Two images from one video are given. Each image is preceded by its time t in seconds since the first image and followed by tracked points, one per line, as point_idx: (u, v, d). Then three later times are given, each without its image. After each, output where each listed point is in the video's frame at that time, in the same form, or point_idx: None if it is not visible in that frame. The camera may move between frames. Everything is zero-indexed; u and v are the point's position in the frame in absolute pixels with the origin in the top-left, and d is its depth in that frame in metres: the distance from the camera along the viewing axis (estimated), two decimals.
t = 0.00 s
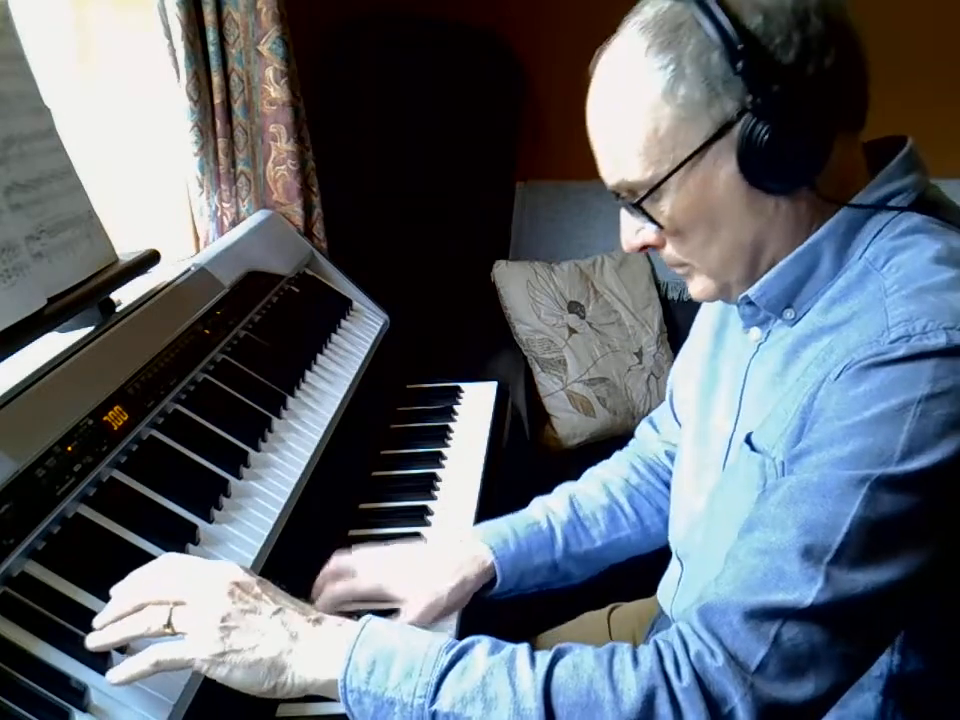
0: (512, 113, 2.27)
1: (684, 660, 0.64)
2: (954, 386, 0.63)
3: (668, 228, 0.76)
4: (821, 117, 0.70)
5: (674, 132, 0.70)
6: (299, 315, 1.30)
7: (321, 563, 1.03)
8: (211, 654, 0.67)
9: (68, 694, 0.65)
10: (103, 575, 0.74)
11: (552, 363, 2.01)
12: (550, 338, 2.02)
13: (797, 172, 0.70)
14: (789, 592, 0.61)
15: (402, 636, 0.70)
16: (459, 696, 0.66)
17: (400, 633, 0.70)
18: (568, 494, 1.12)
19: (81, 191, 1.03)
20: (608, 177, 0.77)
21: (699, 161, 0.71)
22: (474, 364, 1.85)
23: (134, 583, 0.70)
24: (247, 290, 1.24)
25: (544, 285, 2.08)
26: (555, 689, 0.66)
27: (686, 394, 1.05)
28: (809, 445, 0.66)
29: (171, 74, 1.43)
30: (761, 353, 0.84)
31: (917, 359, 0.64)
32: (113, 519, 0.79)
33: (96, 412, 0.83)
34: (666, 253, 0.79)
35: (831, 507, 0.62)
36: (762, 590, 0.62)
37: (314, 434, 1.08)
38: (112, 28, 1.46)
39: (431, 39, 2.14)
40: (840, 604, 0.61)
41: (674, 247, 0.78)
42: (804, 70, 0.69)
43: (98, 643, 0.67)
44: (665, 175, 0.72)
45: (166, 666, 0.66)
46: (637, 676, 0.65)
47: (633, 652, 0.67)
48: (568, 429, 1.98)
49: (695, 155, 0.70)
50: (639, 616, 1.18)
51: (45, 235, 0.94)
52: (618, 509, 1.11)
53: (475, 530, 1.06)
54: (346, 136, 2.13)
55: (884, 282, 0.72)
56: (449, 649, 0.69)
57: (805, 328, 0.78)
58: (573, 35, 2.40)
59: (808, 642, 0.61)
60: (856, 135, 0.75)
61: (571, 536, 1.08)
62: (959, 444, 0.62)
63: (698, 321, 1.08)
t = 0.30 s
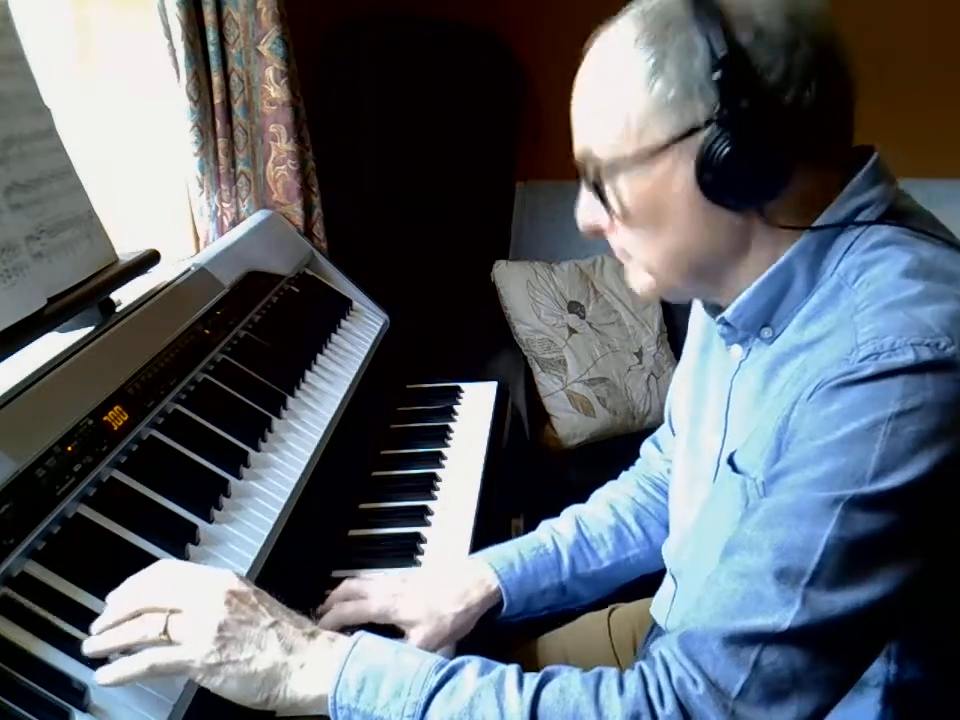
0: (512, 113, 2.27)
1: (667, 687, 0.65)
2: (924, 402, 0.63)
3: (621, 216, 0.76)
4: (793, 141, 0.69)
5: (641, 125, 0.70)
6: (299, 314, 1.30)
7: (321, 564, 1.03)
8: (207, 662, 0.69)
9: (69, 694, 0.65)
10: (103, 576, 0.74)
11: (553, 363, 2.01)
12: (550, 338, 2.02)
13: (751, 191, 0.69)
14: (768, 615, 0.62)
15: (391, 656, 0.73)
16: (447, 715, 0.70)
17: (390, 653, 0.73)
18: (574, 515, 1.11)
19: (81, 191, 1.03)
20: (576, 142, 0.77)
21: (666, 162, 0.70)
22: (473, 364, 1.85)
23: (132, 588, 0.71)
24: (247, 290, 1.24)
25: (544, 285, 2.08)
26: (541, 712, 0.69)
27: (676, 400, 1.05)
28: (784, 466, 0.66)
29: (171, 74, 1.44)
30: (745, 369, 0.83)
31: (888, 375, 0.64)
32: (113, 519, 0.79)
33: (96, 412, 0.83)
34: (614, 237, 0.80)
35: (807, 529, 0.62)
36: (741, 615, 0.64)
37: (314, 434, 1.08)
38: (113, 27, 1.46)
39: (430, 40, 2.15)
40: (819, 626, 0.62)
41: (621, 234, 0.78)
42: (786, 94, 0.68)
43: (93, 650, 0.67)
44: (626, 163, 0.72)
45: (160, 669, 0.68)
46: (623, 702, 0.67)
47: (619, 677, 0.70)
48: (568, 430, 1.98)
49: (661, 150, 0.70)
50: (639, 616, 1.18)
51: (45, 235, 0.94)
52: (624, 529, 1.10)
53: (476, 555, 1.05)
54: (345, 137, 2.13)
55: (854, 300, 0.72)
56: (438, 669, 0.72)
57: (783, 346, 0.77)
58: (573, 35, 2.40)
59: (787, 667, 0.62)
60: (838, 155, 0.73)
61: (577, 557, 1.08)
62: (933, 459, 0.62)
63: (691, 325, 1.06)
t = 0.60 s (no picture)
0: (512, 112, 2.27)
1: (658, 656, 0.65)
2: (925, 388, 0.62)
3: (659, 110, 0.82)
4: (838, 123, 0.73)
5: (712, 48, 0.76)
6: (299, 314, 1.30)
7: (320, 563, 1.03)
8: (192, 640, 0.69)
9: (68, 694, 0.65)
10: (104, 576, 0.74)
11: (552, 363, 2.01)
12: (550, 338, 2.02)
13: (777, 151, 0.73)
14: (764, 588, 0.62)
15: (377, 624, 0.71)
16: (437, 686, 0.68)
17: (377, 623, 0.72)
18: (577, 520, 1.10)
19: (81, 191, 1.03)
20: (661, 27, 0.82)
21: (722, 85, 0.76)
22: (474, 365, 1.85)
23: (114, 582, 0.70)
24: (247, 290, 1.23)
25: (544, 285, 2.08)
26: (531, 680, 0.67)
27: (683, 392, 1.04)
28: (785, 447, 0.66)
29: (171, 74, 1.43)
30: (745, 352, 0.84)
31: (890, 360, 0.63)
32: (113, 519, 0.79)
33: (96, 412, 0.83)
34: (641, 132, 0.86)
35: (806, 508, 0.62)
36: (737, 587, 0.63)
37: (314, 434, 1.08)
38: (112, 27, 1.46)
39: (430, 40, 2.14)
40: (817, 601, 0.61)
41: (649, 129, 0.84)
42: (864, 86, 0.72)
43: (92, 647, 0.67)
44: (689, 67, 0.77)
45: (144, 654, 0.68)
46: (612, 673, 0.66)
47: (609, 647, 0.69)
48: (568, 430, 1.98)
49: (718, 73, 0.76)
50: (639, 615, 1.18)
51: (45, 235, 0.94)
52: (626, 531, 1.09)
53: (476, 565, 1.04)
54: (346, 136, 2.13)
55: (859, 288, 0.71)
56: (426, 637, 0.71)
57: (784, 329, 0.77)
58: (573, 35, 2.40)
59: (782, 640, 0.62)
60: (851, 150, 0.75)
61: (581, 562, 1.06)
62: (933, 444, 0.61)
63: (699, 319, 1.07)
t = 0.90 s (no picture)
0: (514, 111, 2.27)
1: (659, 599, 0.60)
2: (950, 360, 0.60)
3: (703, 88, 0.81)
4: (878, 110, 0.72)
5: (761, 25, 0.75)
6: (299, 314, 1.30)
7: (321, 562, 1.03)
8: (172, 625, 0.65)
9: (68, 694, 0.65)
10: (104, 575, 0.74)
11: (552, 363, 2.00)
12: (550, 338, 2.02)
13: (817, 128, 0.71)
14: (769, 540, 0.58)
15: (368, 587, 0.65)
16: (431, 641, 0.61)
17: (367, 585, 0.65)
18: (580, 519, 1.07)
19: (81, 191, 1.03)
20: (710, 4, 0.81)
21: (767, 62, 0.75)
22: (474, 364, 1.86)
23: (90, 582, 0.68)
24: (247, 290, 1.23)
25: (544, 285, 2.08)
26: (526, 630, 0.61)
27: (698, 381, 1.03)
28: (805, 408, 0.63)
29: (171, 74, 1.43)
30: (769, 333, 0.81)
31: (917, 331, 0.61)
32: (112, 519, 0.79)
33: (96, 412, 0.83)
34: (683, 109, 0.84)
35: (822, 465, 0.59)
36: (744, 537, 0.59)
37: (314, 434, 1.08)
38: (113, 27, 1.46)
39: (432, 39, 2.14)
40: (823, 555, 0.58)
41: (692, 105, 0.83)
42: (909, 71, 0.70)
43: (86, 647, 0.67)
44: (738, 43, 0.76)
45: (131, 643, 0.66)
46: (610, 614, 0.61)
47: (604, 592, 0.63)
48: (568, 430, 1.98)
49: (764, 51, 0.75)
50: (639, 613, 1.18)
51: (45, 235, 0.94)
52: (630, 528, 1.06)
53: (480, 568, 1.01)
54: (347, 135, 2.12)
55: (890, 268, 0.70)
56: (417, 596, 0.64)
57: (811, 310, 0.75)
58: (574, 34, 2.39)
59: (785, 589, 0.57)
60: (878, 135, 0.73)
61: (584, 559, 1.03)
62: (951, 418, 0.59)
63: (717, 310, 1.07)
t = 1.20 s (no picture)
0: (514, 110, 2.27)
1: (660, 565, 0.58)
2: None
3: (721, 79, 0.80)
4: (896, 100, 0.72)
5: (780, 16, 0.75)
6: (299, 314, 1.30)
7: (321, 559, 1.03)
8: (160, 618, 0.63)
9: (68, 694, 0.65)
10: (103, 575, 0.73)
11: (552, 363, 2.00)
12: (550, 338, 2.02)
13: (836, 119, 0.71)
14: (773, 510, 0.56)
15: (362, 559, 0.62)
16: (428, 612, 0.59)
17: (361, 557, 0.62)
18: (577, 509, 1.07)
19: (81, 191, 1.03)
20: None
21: (787, 53, 0.75)
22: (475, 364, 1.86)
23: (81, 584, 0.67)
24: (247, 290, 1.23)
25: (544, 285, 2.08)
26: (525, 599, 0.59)
27: (704, 373, 1.03)
28: (814, 384, 0.62)
29: (171, 74, 1.43)
30: (778, 322, 0.82)
31: (929, 311, 0.60)
32: (111, 518, 0.78)
33: (96, 412, 0.83)
34: (702, 102, 0.84)
35: (828, 439, 0.57)
36: (749, 506, 0.57)
37: (313, 435, 1.08)
38: (113, 28, 1.46)
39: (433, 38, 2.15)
40: (825, 528, 0.56)
41: (710, 97, 0.82)
42: (924, 62, 0.71)
43: (86, 647, 0.67)
44: (757, 35, 0.76)
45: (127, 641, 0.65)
46: (610, 579, 0.59)
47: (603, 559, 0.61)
48: (568, 430, 1.98)
49: (783, 41, 0.75)
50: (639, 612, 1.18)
51: (44, 235, 0.94)
52: (626, 518, 1.05)
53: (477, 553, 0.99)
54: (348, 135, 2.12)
55: (902, 255, 0.68)
56: (412, 569, 0.62)
57: (821, 298, 0.74)
58: (575, 34, 2.39)
59: (788, 558, 0.56)
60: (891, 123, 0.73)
61: (580, 547, 1.03)
62: None
63: (725, 302, 1.07)
